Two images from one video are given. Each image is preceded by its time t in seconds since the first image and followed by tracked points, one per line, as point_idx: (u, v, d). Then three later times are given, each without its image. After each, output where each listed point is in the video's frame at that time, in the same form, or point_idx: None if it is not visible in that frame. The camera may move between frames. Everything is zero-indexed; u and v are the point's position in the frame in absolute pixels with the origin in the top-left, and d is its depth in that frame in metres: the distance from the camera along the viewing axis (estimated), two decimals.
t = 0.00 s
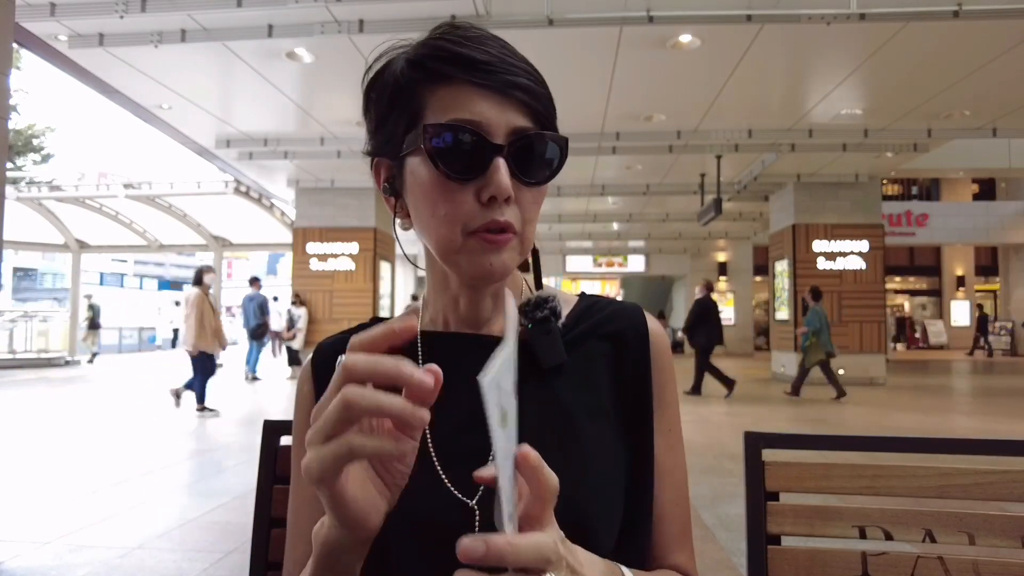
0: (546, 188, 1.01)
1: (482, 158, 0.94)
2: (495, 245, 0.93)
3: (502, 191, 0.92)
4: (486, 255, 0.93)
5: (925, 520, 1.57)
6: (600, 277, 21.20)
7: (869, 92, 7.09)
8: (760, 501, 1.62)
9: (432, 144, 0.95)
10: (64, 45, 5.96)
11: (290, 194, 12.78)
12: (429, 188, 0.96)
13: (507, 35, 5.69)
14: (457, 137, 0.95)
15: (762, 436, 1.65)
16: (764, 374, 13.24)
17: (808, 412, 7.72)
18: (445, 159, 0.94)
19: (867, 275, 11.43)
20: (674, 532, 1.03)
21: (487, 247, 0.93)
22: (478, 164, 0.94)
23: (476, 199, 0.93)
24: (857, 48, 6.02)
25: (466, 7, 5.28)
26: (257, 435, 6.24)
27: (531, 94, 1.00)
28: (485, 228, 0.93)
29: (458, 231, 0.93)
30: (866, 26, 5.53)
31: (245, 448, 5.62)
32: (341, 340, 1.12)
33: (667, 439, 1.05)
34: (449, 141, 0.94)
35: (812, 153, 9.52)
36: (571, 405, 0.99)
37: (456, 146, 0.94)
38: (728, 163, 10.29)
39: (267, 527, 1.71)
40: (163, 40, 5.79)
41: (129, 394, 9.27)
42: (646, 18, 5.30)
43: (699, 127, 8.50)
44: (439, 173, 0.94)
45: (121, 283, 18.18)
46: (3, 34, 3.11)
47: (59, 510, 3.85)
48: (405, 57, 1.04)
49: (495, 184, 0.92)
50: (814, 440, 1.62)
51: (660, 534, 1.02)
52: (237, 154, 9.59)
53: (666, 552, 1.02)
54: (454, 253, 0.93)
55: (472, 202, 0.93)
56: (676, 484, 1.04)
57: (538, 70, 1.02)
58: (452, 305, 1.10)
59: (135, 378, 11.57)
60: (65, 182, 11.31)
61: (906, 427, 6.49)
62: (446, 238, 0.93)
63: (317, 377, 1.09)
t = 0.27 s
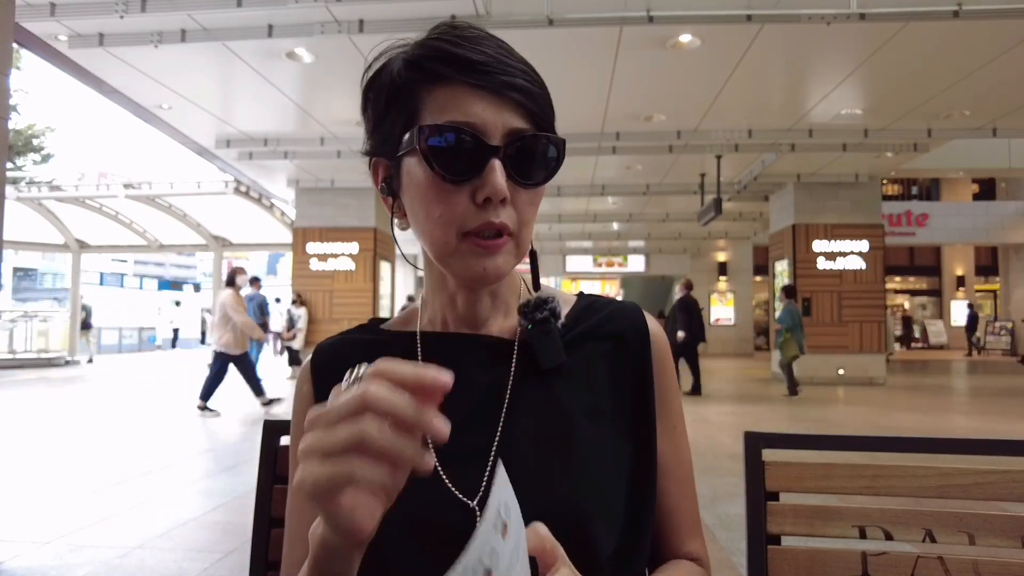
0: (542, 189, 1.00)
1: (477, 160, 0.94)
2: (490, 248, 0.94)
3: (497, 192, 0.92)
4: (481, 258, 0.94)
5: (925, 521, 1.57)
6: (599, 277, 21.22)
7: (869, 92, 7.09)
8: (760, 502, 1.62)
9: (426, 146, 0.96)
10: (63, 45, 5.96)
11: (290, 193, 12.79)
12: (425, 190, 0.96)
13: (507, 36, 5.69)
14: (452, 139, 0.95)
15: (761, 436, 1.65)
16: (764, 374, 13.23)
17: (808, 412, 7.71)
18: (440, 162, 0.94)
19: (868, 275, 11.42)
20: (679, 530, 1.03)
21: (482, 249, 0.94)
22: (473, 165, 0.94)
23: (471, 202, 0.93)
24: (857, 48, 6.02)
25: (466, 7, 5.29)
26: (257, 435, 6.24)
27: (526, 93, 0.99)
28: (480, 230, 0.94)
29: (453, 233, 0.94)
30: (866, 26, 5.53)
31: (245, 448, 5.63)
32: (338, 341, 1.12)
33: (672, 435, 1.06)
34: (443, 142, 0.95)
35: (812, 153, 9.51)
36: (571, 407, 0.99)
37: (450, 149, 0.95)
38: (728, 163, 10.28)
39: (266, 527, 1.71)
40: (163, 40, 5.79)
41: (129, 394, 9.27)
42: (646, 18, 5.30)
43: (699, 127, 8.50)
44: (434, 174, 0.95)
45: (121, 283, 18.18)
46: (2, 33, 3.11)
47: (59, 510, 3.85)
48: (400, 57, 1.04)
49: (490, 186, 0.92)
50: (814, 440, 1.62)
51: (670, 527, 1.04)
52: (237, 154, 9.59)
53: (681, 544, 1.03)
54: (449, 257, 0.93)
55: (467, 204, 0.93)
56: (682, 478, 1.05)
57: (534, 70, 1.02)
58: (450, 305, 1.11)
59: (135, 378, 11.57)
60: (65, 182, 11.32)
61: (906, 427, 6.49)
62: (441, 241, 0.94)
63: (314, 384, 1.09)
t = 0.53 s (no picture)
0: (542, 191, 1.02)
1: (477, 162, 0.96)
2: (489, 249, 0.96)
3: (496, 194, 0.94)
4: (480, 258, 0.96)
5: (924, 520, 1.59)
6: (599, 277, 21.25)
7: (868, 92, 7.11)
8: (760, 500, 1.64)
9: (427, 147, 0.98)
10: (65, 46, 5.98)
11: (290, 194, 12.81)
12: (425, 190, 0.98)
13: (506, 37, 5.71)
14: (452, 141, 0.97)
15: (761, 436, 1.66)
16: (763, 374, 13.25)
17: (807, 411, 7.73)
18: (440, 164, 0.96)
19: (867, 275, 11.45)
20: (677, 528, 1.06)
21: (481, 249, 0.96)
22: (472, 166, 0.96)
23: (470, 203, 0.95)
24: (856, 49, 6.03)
25: (467, 8, 5.31)
26: (258, 434, 6.27)
27: (526, 95, 1.01)
28: (479, 232, 0.96)
29: (452, 234, 0.96)
30: (865, 27, 5.55)
31: (246, 448, 5.65)
32: (341, 341, 1.14)
33: (668, 437, 1.08)
34: (444, 143, 0.97)
35: (812, 153, 9.54)
36: (571, 407, 1.01)
37: (451, 151, 0.97)
38: (727, 164, 10.30)
39: (268, 526, 1.73)
40: (164, 41, 5.81)
41: (129, 393, 9.29)
42: (646, 19, 5.33)
43: (698, 127, 8.52)
44: (434, 175, 0.97)
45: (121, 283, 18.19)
46: (4, 33, 3.12)
47: (60, 510, 3.86)
48: (402, 59, 1.06)
49: (489, 187, 0.94)
50: (814, 440, 1.64)
51: (663, 528, 1.06)
52: (237, 154, 9.61)
53: (672, 546, 1.05)
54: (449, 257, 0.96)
55: (466, 205, 0.95)
56: (677, 479, 1.07)
57: (534, 71, 1.03)
58: (450, 305, 1.13)
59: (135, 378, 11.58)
60: (65, 182, 11.33)
61: (905, 426, 6.51)
62: (440, 241, 0.96)
63: (317, 382, 1.11)
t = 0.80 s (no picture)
0: (539, 192, 1.02)
1: (474, 163, 0.97)
2: (486, 250, 0.96)
3: (492, 196, 0.94)
4: (478, 259, 0.96)
5: (924, 520, 1.59)
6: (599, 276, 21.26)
7: (868, 92, 7.11)
8: (760, 500, 1.65)
9: (425, 149, 0.98)
10: (65, 46, 5.98)
11: (291, 194, 12.81)
12: (423, 192, 0.98)
13: (506, 37, 5.71)
14: (449, 143, 0.97)
15: (761, 436, 1.66)
16: (763, 374, 13.25)
17: (807, 411, 7.73)
18: (437, 165, 0.96)
19: (867, 275, 11.45)
20: (674, 533, 1.06)
21: (479, 250, 0.96)
22: (468, 168, 0.96)
23: (467, 204, 0.96)
24: (857, 48, 6.03)
25: (467, 8, 5.31)
26: (258, 434, 6.26)
27: (524, 96, 1.01)
28: (477, 232, 0.96)
29: (450, 235, 0.96)
30: (865, 26, 5.55)
31: (245, 448, 5.65)
32: (341, 341, 1.14)
33: (666, 439, 1.07)
34: (441, 146, 0.97)
35: (812, 153, 9.53)
36: (569, 407, 1.01)
37: (447, 152, 0.97)
38: (727, 164, 10.30)
39: (268, 526, 1.73)
40: (164, 41, 5.81)
41: (129, 393, 9.30)
42: (646, 19, 5.33)
43: (698, 127, 8.52)
44: (431, 177, 0.97)
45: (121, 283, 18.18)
46: (3, 34, 3.12)
47: (60, 510, 3.86)
48: (400, 60, 1.06)
49: (485, 189, 0.95)
50: (814, 439, 1.64)
51: (659, 531, 1.05)
52: (238, 154, 9.61)
53: (665, 553, 1.05)
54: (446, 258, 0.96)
55: (463, 207, 0.96)
56: (674, 482, 1.07)
57: (531, 71, 1.03)
58: (450, 306, 1.13)
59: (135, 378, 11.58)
60: (66, 182, 11.33)
61: (904, 427, 6.51)
62: (439, 242, 0.97)
63: (317, 380, 1.11)
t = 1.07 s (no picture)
0: (535, 190, 1.02)
1: (468, 162, 0.97)
2: (481, 248, 0.96)
3: (486, 193, 0.94)
4: (474, 257, 0.96)
5: (924, 521, 1.59)
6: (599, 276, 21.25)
7: (868, 92, 7.11)
8: (760, 500, 1.65)
9: (419, 148, 0.98)
10: (65, 46, 5.98)
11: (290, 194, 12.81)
12: (418, 191, 0.99)
13: (506, 37, 5.71)
14: (443, 142, 0.97)
15: (761, 436, 1.66)
16: (764, 374, 13.25)
17: (807, 411, 7.73)
18: (431, 164, 0.97)
19: (867, 275, 11.45)
20: (673, 535, 1.06)
21: (474, 249, 0.96)
22: (462, 167, 0.96)
23: (461, 202, 0.96)
24: (857, 48, 6.02)
25: (467, 9, 5.32)
26: (257, 435, 6.26)
27: (520, 94, 1.01)
28: (472, 230, 0.96)
29: (445, 234, 0.96)
30: (865, 27, 5.55)
31: (245, 448, 5.64)
32: (341, 340, 1.14)
33: (664, 440, 1.08)
34: (435, 145, 0.97)
35: (812, 153, 9.53)
36: (570, 407, 1.01)
37: (442, 152, 0.97)
38: (727, 164, 10.30)
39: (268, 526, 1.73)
40: (164, 41, 5.81)
41: (129, 393, 9.30)
42: (647, 19, 5.34)
43: (698, 127, 8.52)
44: (425, 176, 0.97)
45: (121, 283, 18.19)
46: (3, 35, 3.12)
47: (61, 510, 3.86)
48: (397, 62, 1.07)
49: (479, 186, 0.95)
50: (814, 440, 1.64)
51: (658, 534, 1.06)
52: (238, 154, 9.60)
53: (663, 556, 1.06)
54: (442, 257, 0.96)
55: (457, 205, 0.96)
56: (673, 483, 1.07)
57: (527, 69, 1.03)
58: (450, 306, 1.13)
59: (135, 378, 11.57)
60: (66, 182, 11.32)
61: (904, 426, 6.51)
62: (435, 241, 0.97)
63: (317, 380, 1.11)
